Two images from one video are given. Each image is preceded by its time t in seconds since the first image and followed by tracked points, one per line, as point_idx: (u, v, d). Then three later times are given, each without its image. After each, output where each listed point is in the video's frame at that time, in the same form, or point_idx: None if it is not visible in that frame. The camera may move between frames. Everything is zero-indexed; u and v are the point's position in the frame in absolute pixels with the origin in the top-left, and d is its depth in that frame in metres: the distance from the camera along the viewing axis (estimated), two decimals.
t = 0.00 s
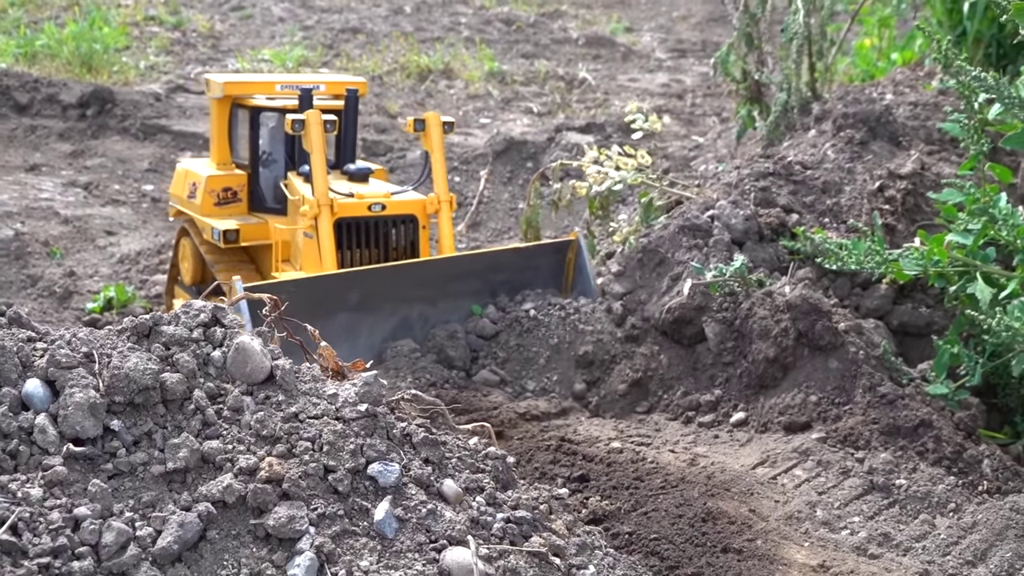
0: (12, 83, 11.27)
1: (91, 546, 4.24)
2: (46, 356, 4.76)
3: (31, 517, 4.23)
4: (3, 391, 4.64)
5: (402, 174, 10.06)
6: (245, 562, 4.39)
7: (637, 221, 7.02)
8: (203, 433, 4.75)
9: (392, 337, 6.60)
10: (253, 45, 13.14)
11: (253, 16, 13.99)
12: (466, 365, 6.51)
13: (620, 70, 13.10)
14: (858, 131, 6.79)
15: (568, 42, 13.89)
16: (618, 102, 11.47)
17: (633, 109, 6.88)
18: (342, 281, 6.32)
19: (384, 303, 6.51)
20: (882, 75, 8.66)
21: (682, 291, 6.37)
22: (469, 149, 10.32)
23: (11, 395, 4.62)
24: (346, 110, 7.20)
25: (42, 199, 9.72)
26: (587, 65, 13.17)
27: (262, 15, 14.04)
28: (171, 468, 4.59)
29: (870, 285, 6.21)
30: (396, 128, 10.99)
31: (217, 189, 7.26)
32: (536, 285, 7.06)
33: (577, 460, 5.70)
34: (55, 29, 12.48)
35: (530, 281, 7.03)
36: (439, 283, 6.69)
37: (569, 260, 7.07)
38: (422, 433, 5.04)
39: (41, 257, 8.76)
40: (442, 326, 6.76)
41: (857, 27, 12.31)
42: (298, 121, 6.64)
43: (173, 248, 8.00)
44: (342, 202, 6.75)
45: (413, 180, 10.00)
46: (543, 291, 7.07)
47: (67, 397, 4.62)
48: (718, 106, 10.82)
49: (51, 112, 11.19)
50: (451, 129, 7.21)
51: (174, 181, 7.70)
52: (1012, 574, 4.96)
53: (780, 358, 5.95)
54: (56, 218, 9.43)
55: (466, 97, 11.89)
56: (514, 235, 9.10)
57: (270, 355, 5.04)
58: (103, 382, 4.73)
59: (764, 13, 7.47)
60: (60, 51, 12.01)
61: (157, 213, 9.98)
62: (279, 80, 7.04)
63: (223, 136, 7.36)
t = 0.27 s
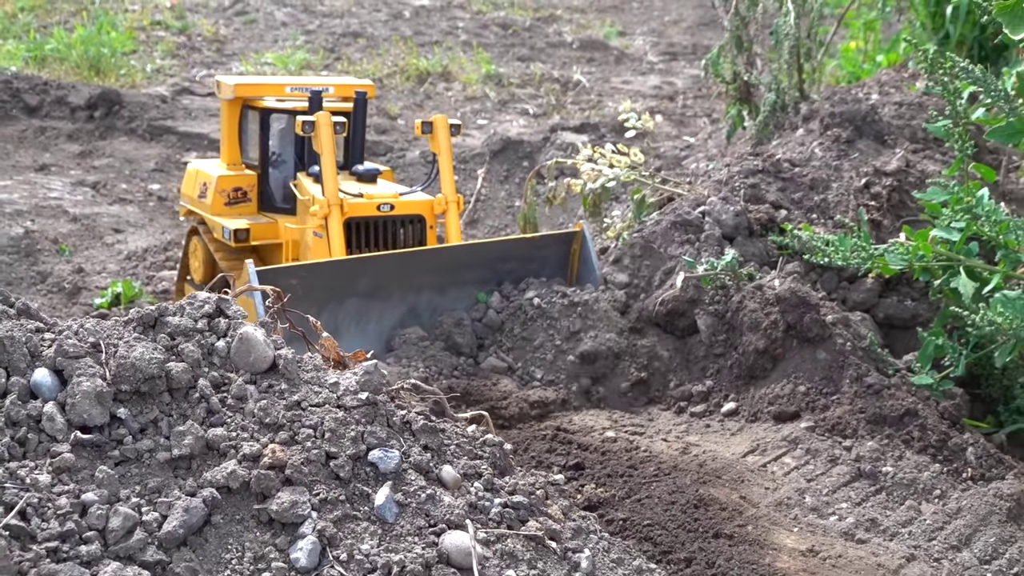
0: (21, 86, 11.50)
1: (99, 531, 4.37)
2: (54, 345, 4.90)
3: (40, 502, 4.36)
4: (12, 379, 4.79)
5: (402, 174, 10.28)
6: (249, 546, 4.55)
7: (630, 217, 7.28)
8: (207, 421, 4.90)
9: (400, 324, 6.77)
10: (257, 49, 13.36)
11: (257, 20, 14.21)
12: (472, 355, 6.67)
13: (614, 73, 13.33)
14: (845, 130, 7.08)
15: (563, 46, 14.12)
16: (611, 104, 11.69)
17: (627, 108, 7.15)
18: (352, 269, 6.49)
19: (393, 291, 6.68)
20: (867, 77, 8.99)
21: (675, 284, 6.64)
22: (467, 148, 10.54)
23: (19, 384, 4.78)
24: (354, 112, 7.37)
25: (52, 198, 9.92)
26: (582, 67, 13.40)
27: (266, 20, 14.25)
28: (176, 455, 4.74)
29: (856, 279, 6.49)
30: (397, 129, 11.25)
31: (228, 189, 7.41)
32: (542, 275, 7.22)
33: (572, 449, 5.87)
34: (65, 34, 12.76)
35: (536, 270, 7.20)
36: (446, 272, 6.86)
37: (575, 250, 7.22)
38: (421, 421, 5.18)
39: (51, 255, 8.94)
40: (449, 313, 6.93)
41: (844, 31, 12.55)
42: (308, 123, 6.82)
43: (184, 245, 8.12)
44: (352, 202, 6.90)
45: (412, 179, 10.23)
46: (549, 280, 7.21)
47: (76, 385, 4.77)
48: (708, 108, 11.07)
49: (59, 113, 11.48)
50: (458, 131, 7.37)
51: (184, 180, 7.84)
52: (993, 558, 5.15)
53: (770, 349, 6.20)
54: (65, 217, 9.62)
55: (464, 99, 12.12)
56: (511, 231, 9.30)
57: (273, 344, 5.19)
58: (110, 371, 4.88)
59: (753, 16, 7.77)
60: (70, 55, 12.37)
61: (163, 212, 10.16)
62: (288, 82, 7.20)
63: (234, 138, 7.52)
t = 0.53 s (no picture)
0: (20, 83, 11.68)
1: (93, 506, 4.37)
2: (48, 323, 4.92)
3: (33, 477, 4.34)
4: (6, 356, 4.79)
5: (401, 166, 10.39)
6: (244, 521, 4.54)
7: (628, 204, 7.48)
8: (203, 398, 4.91)
9: (406, 304, 6.86)
10: (255, 46, 13.47)
11: (256, 18, 14.25)
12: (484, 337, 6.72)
13: (611, 67, 13.46)
14: (840, 117, 7.19)
15: (560, 41, 14.23)
16: (608, 98, 11.78)
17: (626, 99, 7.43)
18: (356, 248, 6.59)
19: (397, 270, 6.78)
20: (861, 66, 9.12)
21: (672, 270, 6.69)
22: (464, 141, 10.64)
23: (13, 360, 4.78)
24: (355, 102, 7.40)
25: (52, 192, 10.00)
26: (579, 62, 13.51)
27: (265, 17, 14.32)
28: (171, 431, 4.75)
29: (853, 264, 6.50)
30: (395, 125, 11.39)
31: (229, 182, 7.48)
32: (548, 255, 7.30)
33: (570, 433, 5.88)
34: (65, 32, 12.87)
35: (541, 251, 7.29)
36: (450, 252, 6.95)
37: (580, 231, 7.30)
38: (416, 397, 5.18)
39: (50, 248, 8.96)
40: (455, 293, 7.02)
41: (839, 24, 12.65)
42: (308, 112, 6.86)
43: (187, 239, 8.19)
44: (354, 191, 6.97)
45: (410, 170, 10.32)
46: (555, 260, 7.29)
47: (70, 361, 4.78)
48: (704, 101, 11.19)
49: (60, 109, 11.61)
50: (460, 119, 7.45)
51: (185, 175, 7.90)
52: (991, 537, 5.17)
53: (767, 334, 6.23)
54: (65, 211, 9.65)
55: (462, 94, 12.24)
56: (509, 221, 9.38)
57: (268, 321, 5.19)
58: (104, 348, 4.89)
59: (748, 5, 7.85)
60: (69, 52, 12.56)
61: (163, 205, 10.20)
62: (288, 74, 7.20)
63: (234, 131, 7.58)
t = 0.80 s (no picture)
0: (16, 80, 11.68)
1: (85, 488, 4.26)
2: (38, 304, 4.78)
3: (23, 459, 4.26)
4: None
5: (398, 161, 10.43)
6: (239, 503, 4.45)
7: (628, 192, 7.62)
8: (197, 379, 4.78)
9: (412, 294, 6.83)
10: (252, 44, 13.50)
11: (253, 16, 14.31)
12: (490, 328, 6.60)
13: (608, 62, 13.54)
14: (841, 105, 7.42)
15: (558, 37, 14.28)
16: (605, 92, 11.81)
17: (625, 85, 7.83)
18: (358, 237, 6.59)
19: (401, 260, 6.76)
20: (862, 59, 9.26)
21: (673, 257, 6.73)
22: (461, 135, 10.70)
23: (3, 342, 4.65)
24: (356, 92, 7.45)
25: (47, 188, 10.03)
26: (577, 58, 13.56)
27: (261, 15, 14.36)
28: (165, 413, 4.62)
29: (856, 252, 6.56)
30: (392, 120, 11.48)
31: (229, 175, 7.46)
32: (556, 243, 7.27)
33: (570, 421, 5.83)
34: (60, 30, 12.87)
35: (548, 239, 7.25)
36: (455, 241, 6.93)
37: (588, 218, 7.27)
38: (415, 378, 5.11)
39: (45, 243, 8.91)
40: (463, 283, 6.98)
41: (835, 16, 12.71)
42: (308, 101, 6.93)
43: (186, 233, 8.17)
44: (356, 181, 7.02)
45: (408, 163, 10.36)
46: (563, 248, 7.27)
47: (61, 341, 4.65)
48: (702, 96, 11.30)
49: (56, 107, 11.67)
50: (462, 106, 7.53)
51: (184, 170, 7.88)
52: (998, 520, 5.13)
53: (769, 320, 6.26)
54: (60, 206, 9.61)
55: (459, 91, 12.32)
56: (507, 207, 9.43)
57: (263, 303, 5.08)
58: (96, 328, 4.75)
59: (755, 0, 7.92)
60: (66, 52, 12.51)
61: (160, 202, 10.21)
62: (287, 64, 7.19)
63: (233, 124, 7.57)
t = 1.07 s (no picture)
0: (7, 82, 11.74)
1: (62, 483, 4.11)
2: (15, 295, 4.66)
3: None
4: None
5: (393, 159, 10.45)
6: (222, 497, 4.28)
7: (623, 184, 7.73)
8: (178, 371, 4.65)
9: (412, 290, 6.75)
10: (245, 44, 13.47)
11: (246, 16, 14.29)
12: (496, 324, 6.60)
13: (605, 59, 13.56)
14: (838, 96, 7.49)
15: (554, 35, 14.30)
16: (601, 89, 11.82)
17: (618, 73, 8.12)
18: (358, 233, 6.48)
19: (401, 256, 6.67)
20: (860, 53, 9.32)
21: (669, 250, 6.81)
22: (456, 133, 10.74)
23: None
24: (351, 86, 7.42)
25: (38, 189, 10.09)
26: (573, 55, 13.56)
27: (254, 15, 14.30)
28: (145, 406, 4.48)
29: (855, 243, 6.63)
30: (387, 119, 11.54)
31: (221, 172, 7.44)
32: (557, 237, 7.22)
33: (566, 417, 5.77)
34: (52, 32, 12.88)
35: (550, 233, 7.20)
36: (455, 236, 6.84)
37: (591, 210, 7.22)
38: (402, 369, 4.95)
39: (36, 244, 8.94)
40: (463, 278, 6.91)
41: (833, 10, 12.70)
42: (301, 94, 6.89)
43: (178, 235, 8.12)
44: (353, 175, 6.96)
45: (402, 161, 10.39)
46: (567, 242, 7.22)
47: (38, 333, 4.52)
48: (700, 94, 11.36)
49: (46, 108, 11.73)
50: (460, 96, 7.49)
51: (178, 169, 7.84)
52: (1003, 514, 4.99)
53: (767, 313, 6.31)
54: (50, 207, 9.67)
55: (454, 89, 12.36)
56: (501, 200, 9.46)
57: (247, 293, 4.96)
58: (74, 320, 4.62)
59: None
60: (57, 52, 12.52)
61: (150, 202, 10.22)
62: (280, 59, 7.21)
63: (226, 122, 7.52)
